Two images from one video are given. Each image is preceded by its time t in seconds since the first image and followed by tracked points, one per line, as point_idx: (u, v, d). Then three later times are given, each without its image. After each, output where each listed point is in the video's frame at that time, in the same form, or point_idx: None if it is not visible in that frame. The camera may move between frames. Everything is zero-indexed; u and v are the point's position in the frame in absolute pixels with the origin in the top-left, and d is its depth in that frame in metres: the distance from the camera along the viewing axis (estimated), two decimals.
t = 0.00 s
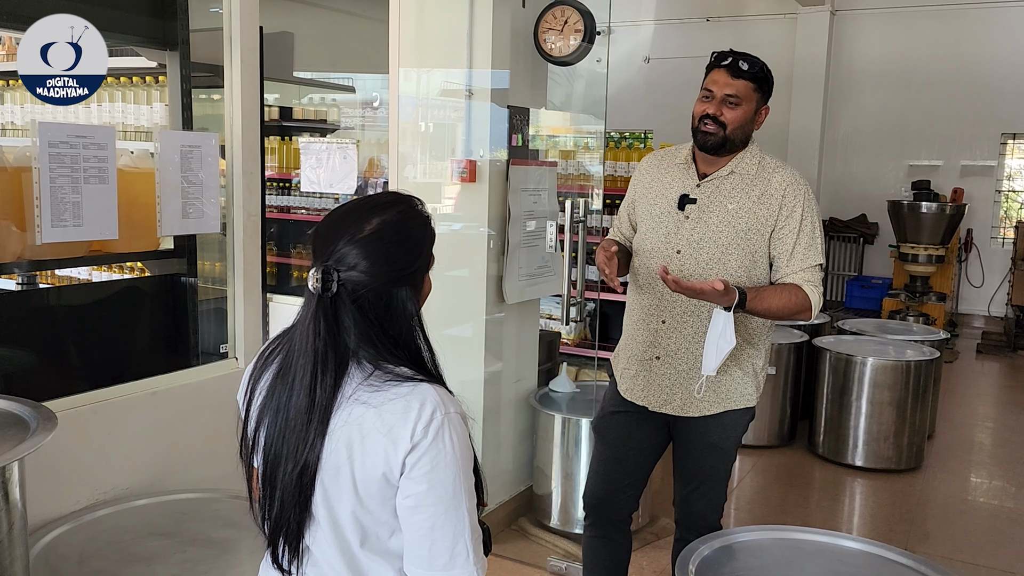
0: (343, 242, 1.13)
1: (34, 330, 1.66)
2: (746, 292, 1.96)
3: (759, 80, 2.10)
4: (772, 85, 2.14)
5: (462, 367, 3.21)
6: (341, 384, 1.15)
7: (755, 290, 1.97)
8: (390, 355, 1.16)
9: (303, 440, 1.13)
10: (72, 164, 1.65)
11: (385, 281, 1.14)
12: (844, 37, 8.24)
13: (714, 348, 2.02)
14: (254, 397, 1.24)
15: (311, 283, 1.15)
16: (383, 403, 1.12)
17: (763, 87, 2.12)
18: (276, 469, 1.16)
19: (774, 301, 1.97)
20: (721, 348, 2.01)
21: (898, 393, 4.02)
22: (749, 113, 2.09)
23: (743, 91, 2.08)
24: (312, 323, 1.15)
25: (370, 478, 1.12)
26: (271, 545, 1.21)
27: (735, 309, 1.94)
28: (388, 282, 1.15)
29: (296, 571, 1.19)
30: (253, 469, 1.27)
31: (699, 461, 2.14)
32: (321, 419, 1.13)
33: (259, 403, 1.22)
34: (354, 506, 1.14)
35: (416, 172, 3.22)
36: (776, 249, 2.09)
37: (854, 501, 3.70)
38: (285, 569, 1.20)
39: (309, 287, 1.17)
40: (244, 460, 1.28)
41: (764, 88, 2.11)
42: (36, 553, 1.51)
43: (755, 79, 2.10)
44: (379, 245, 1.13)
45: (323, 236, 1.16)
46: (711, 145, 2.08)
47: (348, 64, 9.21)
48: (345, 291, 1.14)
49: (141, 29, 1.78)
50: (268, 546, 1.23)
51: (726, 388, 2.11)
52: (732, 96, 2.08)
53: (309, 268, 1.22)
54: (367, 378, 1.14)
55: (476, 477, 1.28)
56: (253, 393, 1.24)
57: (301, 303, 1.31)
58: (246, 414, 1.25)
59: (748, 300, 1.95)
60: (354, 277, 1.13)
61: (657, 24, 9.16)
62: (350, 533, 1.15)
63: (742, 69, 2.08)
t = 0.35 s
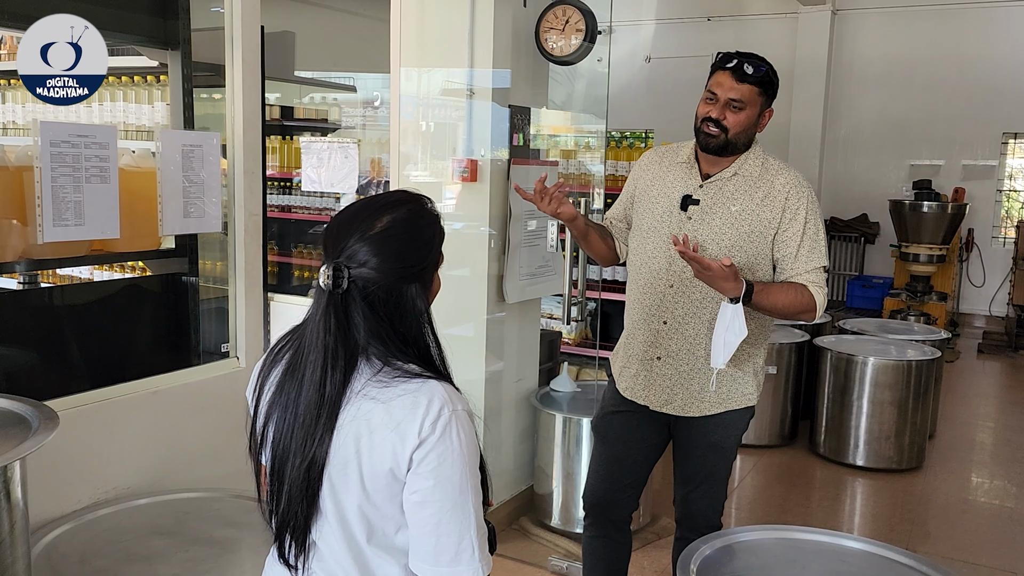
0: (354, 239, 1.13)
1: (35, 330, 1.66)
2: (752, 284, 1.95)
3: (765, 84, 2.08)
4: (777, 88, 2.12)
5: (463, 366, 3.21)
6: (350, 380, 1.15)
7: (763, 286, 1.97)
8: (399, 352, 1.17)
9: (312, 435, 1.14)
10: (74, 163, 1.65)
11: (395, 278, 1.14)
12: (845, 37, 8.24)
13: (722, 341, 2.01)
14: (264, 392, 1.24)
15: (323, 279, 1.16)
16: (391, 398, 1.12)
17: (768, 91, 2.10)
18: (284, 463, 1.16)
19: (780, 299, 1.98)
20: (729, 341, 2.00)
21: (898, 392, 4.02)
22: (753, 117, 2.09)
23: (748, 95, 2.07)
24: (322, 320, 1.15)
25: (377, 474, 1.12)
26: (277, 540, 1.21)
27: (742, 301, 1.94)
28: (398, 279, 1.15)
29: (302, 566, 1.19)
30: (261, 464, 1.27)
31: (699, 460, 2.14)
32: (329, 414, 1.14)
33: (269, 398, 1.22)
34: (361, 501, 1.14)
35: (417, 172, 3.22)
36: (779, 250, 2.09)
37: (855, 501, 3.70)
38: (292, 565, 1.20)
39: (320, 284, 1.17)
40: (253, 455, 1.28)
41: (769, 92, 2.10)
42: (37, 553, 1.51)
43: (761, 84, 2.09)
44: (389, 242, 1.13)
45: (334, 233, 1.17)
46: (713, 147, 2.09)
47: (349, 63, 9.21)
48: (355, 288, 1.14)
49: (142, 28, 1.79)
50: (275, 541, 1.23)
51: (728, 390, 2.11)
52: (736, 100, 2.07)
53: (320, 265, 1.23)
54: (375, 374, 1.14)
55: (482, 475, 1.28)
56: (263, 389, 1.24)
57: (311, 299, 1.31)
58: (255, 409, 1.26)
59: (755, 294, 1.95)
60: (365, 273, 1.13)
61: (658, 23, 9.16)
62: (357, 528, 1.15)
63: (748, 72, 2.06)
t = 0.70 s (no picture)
0: (357, 238, 1.14)
1: (35, 329, 1.66)
2: (759, 282, 1.94)
3: (756, 81, 2.08)
4: (769, 85, 2.12)
5: (462, 365, 3.21)
6: (351, 378, 1.15)
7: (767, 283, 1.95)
8: (400, 351, 1.17)
9: (314, 432, 1.14)
10: (74, 162, 1.65)
11: (398, 276, 1.15)
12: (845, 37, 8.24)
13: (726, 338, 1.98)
14: (265, 390, 1.24)
15: (325, 277, 1.16)
16: (393, 397, 1.12)
17: (760, 87, 2.10)
18: (286, 461, 1.16)
19: (783, 296, 1.97)
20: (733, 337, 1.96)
21: (898, 392, 4.02)
22: (745, 115, 2.09)
23: (740, 93, 2.07)
24: (325, 318, 1.16)
25: (379, 472, 1.12)
26: (278, 537, 1.22)
27: (749, 298, 1.91)
28: (400, 278, 1.15)
29: (303, 563, 1.20)
30: (262, 462, 1.27)
31: (698, 460, 2.14)
32: (331, 411, 1.14)
33: (270, 396, 1.22)
34: (363, 499, 1.14)
35: (417, 171, 3.22)
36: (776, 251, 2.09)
37: (854, 501, 3.70)
38: (293, 562, 1.20)
39: (322, 282, 1.17)
40: (254, 452, 1.28)
41: (761, 89, 2.10)
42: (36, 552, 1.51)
43: (752, 81, 2.09)
44: (392, 241, 1.13)
45: (337, 231, 1.17)
46: (706, 146, 2.09)
47: (349, 63, 9.22)
48: (358, 286, 1.14)
49: (142, 28, 1.79)
50: (276, 538, 1.23)
51: (726, 391, 2.11)
52: (728, 99, 2.08)
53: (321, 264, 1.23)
54: (377, 372, 1.15)
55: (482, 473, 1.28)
56: (264, 387, 1.24)
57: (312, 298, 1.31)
58: (257, 407, 1.26)
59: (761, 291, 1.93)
60: (368, 271, 1.13)
61: (659, 23, 9.15)
62: (358, 525, 1.15)
63: (738, 70, 2.06)
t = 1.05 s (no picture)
0: (353, 238, 1.14)
1: (35, 328, 1.66)
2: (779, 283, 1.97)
3: (749, 79, 2.09)
4: (762, 84, 2.13)
5: (462, 365, 3.21)
6: (348, 378, 1.15)
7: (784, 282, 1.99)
8: (397, 351, 1.17)
9: (311, 432, 1.14)
10: (75, 162, 1.66)
11: (393, 276, 1.15)
12: (845, 38, 8.25)
13: (756, 342, 2.00)
14: (262, 391, 1.25)
15: (320, 277, 1.16)
16: (390, 397, 1.12)
17: (753, 85, 2.11)
18: (284, 461, 1.17)
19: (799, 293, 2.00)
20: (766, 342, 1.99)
21: (897, 393, 4.02)
22: (740, 113, 2.10)
23: (734, 91, 2.08)
24: (321, 318, 1.16)
25: (376, 471, 1.13)
26: (276, 538, 1.22)
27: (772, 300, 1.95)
28: (396, 278, 1.15)
29: (301, 563, 1.20)
30: (259, 463, 1.27)
31: (697, 460, 2.15)
32: (328, 411, 1.14)
33: (267, 397, 1.22)
34: (361, 498, 1.14)
35: (417, 172, 3.23)
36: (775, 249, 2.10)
37: (853, 502, 3.71)
38: (291, 562, 1.20)
39: (317, 282, 1.18)
40: (251, 453, 1.28)
41: (754, 87, 2.11)
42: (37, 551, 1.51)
43: (745, 78, 2.10)
44: (387, 241, 1.14)
45: (333, 232, 1.17)
46: (702, 145, 2.10)
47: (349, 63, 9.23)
48: (354, 286, 1.15)
49: (142, 28, 1.79)
50: (274, 538, 1.23)
51: (726, 389, 2.12)
52: (722, 97, 2.08)
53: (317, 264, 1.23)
54: (374, 373, 1.15)
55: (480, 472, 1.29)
56: (262, 388, 1.25)
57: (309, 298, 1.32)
58: (254, 407, 1.26)
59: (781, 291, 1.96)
60: (364, 271, 1.14)
61: (659, 23, 9.16)
62: (356, 525, 1.15)
63: (731, 68, 2.07)
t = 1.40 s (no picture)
0: (346, 235, 1.15)
1: (36, 328, 1.67)
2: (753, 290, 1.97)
3: (743, 75, 2.11)
4: (756, 80, 2.15)
5: (462, 366, 3.22)
6: (344, 377, 1.16)
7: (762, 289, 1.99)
8: (392, 348, 1.17)
9: (308, 431, 1.15)
10: (76, 163, 1.66)
11: (387, 273, 1.15)
12: (846, 38, 8.25)
13: (728, 350, 2.04)
14: (260, 390, 1.25)
15: (314, 275, 1.17)
16: (386, 395, 1.13)
17: (747, 81, 2.13)
18: (281, 460, 1.17)
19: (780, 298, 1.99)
20: (736, 349, 2.03)
21: (897, 393, 4.03)
22: (737, 109, 2.11)
23: (729, 88, 2.10)
24: (316, 316, 1.17)
25: (373, 471, 1.13)
26: (275, 538, 1.22)
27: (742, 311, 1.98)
28: (389, 275, 1.16)
29: (300, 563, 1.20)
30: (259, 463, 1.28)
31: (697, 460, 2.15)
32: (324, 410, 1.15)
33: (265, 396, 1.23)
34: (359, 498, 1.15)
35: (417, 172, 3.23)
36: (776, 246, 2.10)
37: (854, 502, 3.71)
38: (290, 562, 1.21)
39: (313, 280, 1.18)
40: (251, 454, 1.29)
41: (748, 83, 2.13)
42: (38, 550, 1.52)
43: (739, 74, 2.11)
44: (380, 237, 1.14)
45: (327, 230, 1.18)
46: (702, 143, 2.10)
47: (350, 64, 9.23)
48: (348, 283, 1.15)
49: (143, 28, 1.80)
50: (273, 539, 1.24)
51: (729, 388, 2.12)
52: (718, 94, 2.10)
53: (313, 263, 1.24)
54: (371, 371, 1.16)
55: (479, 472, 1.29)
56: (260, 388, 1.25)
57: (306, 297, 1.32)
58: (252, 408, 1.27)
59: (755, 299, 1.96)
60: (357, 268, 1.14)
61: (660, 24, 9.16)
62: (354, 524, 1.16)
63: (724, 65, 2.09)
